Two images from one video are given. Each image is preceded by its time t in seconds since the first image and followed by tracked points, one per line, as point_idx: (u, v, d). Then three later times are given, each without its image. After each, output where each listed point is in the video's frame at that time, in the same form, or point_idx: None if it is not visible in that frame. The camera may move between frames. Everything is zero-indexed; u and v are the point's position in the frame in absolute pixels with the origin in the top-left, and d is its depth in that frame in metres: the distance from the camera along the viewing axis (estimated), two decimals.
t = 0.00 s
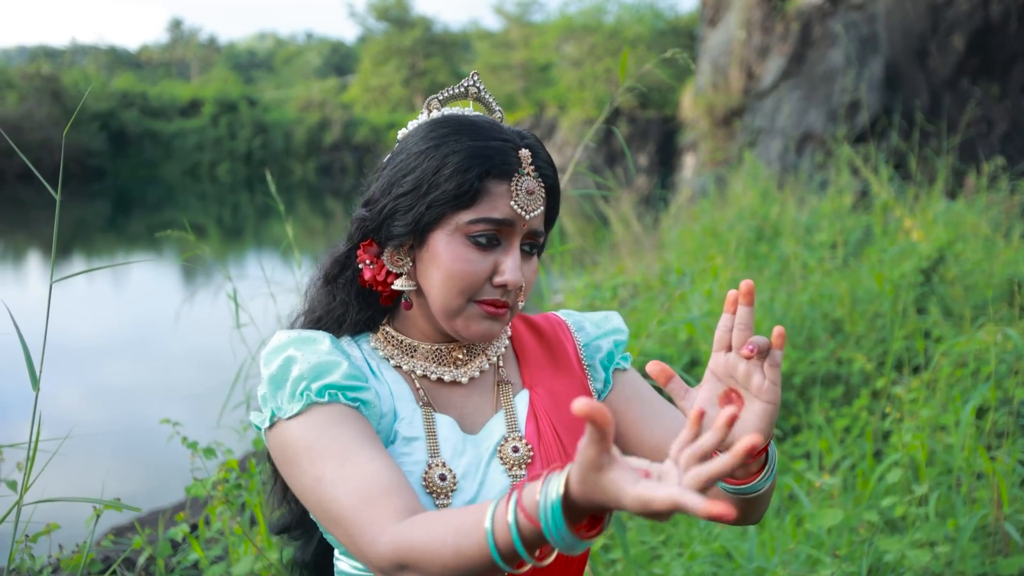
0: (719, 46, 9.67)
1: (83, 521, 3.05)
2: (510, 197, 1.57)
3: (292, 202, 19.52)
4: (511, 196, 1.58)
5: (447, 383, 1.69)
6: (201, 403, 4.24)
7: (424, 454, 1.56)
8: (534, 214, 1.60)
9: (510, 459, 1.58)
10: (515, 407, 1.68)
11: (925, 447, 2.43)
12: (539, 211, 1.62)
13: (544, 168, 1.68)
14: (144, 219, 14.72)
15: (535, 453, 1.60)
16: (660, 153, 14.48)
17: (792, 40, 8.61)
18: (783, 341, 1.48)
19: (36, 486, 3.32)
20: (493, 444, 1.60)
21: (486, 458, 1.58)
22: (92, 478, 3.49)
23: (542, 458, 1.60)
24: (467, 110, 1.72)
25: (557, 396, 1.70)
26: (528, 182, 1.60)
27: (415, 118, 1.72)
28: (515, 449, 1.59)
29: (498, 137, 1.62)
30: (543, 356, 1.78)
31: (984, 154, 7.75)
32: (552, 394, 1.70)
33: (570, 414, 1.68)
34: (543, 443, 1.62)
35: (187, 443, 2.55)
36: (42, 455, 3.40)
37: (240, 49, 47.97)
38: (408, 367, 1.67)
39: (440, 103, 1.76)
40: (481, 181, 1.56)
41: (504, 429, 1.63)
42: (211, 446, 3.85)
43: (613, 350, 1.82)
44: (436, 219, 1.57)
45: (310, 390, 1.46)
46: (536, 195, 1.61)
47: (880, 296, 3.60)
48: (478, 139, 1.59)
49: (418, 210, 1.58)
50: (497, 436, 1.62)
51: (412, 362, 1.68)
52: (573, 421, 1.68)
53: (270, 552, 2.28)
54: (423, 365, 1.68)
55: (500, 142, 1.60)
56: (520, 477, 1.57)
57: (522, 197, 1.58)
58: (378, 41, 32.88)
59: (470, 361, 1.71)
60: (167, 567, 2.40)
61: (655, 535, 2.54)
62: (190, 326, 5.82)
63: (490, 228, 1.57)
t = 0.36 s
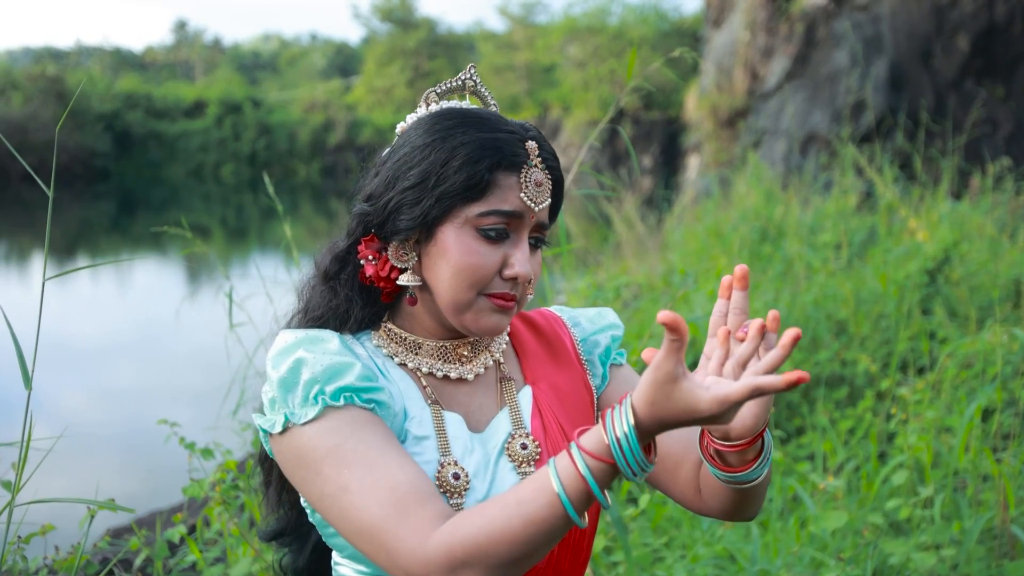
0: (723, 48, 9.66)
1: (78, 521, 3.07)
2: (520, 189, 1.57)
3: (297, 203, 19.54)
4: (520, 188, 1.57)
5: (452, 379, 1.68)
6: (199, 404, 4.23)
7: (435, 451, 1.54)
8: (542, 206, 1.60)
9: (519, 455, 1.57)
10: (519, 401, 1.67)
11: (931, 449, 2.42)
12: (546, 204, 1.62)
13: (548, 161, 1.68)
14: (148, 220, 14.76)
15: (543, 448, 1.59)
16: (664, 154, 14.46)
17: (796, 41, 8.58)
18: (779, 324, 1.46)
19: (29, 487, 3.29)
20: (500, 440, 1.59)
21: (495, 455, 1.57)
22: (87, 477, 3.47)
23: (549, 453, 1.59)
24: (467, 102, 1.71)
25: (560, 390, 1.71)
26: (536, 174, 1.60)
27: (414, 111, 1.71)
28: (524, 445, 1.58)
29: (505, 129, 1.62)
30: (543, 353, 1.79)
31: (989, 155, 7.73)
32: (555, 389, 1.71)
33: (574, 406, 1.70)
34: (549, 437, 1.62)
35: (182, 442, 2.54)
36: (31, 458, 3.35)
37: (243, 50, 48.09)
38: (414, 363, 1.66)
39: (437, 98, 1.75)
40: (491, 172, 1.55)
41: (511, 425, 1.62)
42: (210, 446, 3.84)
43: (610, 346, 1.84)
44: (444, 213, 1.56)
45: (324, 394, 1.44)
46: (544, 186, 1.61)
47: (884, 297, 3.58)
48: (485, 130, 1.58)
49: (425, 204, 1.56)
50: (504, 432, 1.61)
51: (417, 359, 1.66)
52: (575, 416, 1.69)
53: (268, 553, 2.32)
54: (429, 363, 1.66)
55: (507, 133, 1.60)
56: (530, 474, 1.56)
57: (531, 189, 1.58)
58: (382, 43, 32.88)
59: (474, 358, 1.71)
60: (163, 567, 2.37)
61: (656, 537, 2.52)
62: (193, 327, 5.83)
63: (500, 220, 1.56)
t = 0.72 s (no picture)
0: (725, 48, 9.65)
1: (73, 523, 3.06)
2: (532, 191, 1.56)
3: (298, 203, 19.55)
4: (532, 189, 1.56)
5: (457, 380, 1.67)
6: (197, 404, 4.22)
7: (439, 453, 1.53)
8: (553, 208, 1.59)
9: (525, 455, 1.57)
10: (524, 401, 1.67)
11: (933, 451, 2.41)
12: (556, 206, 1.62)
13: (558, 161, 1.67)
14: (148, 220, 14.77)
15: (547, 449, 1.59)
16: (665, 154, 14.46)
17: (798, 42, 8.57)
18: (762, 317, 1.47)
19: (26, 488, 3.28)
20: (505, 440, 1.59)
21: (500, 456, 1.56)
22: (85, 478, 3.46)
23: (555, 454, 1.59)
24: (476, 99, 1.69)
25: (564, 390, 1.71)
26: (547, 176, 1.59)
27: (421, 108, 1.69)
28: (530, 446, 1.58)
29: (517, 129, 1.60)
30: (546, 352, 1.79)
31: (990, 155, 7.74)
32: (559, 389, 1.71)
33: (579, 406, 1.70)
34: (555, 437, 1.62)
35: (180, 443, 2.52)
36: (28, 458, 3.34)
37: (244, 50, 48.12)
38: (418, 364, 1.65)
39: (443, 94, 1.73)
40: (502, 175, 1.54)
41: (515, 425, 1.62)
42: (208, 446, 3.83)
43: (611, 346, 1.83)
44: (454, 214, 1.54)
45: (329, 404, 1.43)
46: (555, 189, 1.60)
47: (886, 297, 3.57)
48: (497, 131, 1.57)
49: (436, 206, 1.54)
50: (508, 433, 1.60)
51: (422, 359, 1.65)
52: (580, 414, 1.69)
53: (265, 555, 2.32)
54: (433, 363, 1.65)
55: (519, 134, 1.58)
56: (536, 475, 1.56)
57: (543, 192, 1.57)
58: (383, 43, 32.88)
59: (478, 358, 1.70)
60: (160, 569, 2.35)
61: (657, 539, 2.51)
62: (194, 327, 5.83)
63: (511, 223, 1.55)
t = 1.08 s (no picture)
0: (726, 48, 9.65)
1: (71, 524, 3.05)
2: (536, 205, 1.55)
3: (298, 203, 19.59)
4: (537, 204, 1.55)
5: (460, 378, 1.66)
6: (197, 404, 4.22)
7: (442, 451, 1.52)
8: (557, 222, 1.58)
9: (528, 454, 1.56)
10: (526, 400, 1.66)
11: (936, 452, 2.40)
12: (561, 219, 1.60)
13: (566, 172, 1.65)
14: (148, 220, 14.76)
15: (551, 447, 1.59)
16: (666, 155, 14.45)
17: (799, 42, 8.56)
18: (769, 337, 1.52)
19: (24, 488, 3.27)
20: (508, 438, 1.58)
21: (504, 453, 1.56)
22: (84, 478, 3.45)
23: (559, 453, 1.58)
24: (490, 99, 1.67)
25: (569, 391, 1.70)
26: (554, 189, 1.57)
27: (431, 106, 1.66)
28: (533, 444, 1.57)
29: (526, 141, 1.58)
30: (549, 351, 1.78)
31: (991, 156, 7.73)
32: (563, 389, 1.70)
33: (584, 407, 1.69)
34: (558, 436, 1.61)
35: (179, 442, 2.51)
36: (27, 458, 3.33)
37: (245, 50, 48.15)
38: (421, 362, 1.64)
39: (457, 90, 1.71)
40: (508, 187, 1.53)
41: (518, 423, 1.61)
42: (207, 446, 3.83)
43: (615, 348, 1.83)
44: (456, 223, 1.53)
45: (329, 406, 1.42)
46: (561, 203, 1.59)
47: (888, 298, 3.57)
48: (506, 141, 1.55)
49: (438, 214, 1.53)
50: (511, 431, 1.59)
51: (425, 357, 1.65)
52: (585, 415, 1.68)
53: (265, 555, 2.31)
54: (436, 361, 1.65)
55: (528, 145, 1.56)
56: (540, 472, 1.55)
57: (548, 206, 1.55)
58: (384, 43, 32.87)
59: (481, 356, 1.69)
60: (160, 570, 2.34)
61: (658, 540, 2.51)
62: (193, 326, 5.82)
63: (514, 235, 1.54)
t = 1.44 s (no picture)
0: (725, 50, 9.67)
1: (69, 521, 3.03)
2: (526, 196, 1.55)
3: (298, 204, 19.61)
4: (526, 194, 1.56)
5: (455, 373, 1.67)
6: (197, 403, 4.23)
7: (436, 444, 1.53)
8: (548, 211, 1.59)
9: (522, 446, 1.56)
10: (521, 394, 1.66)
11: (933, 452, 2.41)
12: (552, 209, 1.61)
13: (555, 163, 1.65)
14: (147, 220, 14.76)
15: (545, 440, 1.59)
16: (666, 156, 14.46)
17: (799, 43, 8.57)
18: (758, 343, 1.57)
19: (23, 486, 3.27)
20: (502, 431, 1.59)
21: (497, 446, 1.56)
22: (83, 477, 3.46)
23: (553, 446, 1.59)
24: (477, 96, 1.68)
25: (563, 384, 1.71)
26: (542, 180, 1.58)
27: (420, 105, 1.67)
28: (527, 436, 1.58)
29: (512, 133, 1.58)
30: (544, 345, 1.78)
31: (991, 158, 7.74)
32: (559, 383, 1.71)
33: (579, 402, 1.69)
34: (552, 428, 1.61)
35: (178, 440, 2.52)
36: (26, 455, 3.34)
37: (245, 51, 48.26)
38: (416, 356, 1.65)
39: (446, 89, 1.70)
40: (497, 179, 1.53)
41: (512, 416, 1.61)
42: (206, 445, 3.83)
43: (609, 345, 1.83)
44: (449, 218, 1.54)
45: (326, 398, 1.42)
46: (551, 193, 1.59)
47: (887, 299, 3.58)
48: (493, 135, 1.55)
49: (430, 209, 1.54)
50: (506, 424, 1.60)
51: (420, 351, 1.66)
52: (579, 410, 1.69)
53: (264, 554, 2.31)
54: (430, 355, 1.65)
55: (515, 137, 1.57)
56: (533, 465, 1.56)
57: (537, 196, 1.56)
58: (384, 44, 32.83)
59: (475, 351, 1.70)
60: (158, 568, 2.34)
61: (656, 539, 2.51)
62: (194, 326, 5.82)
63: (505, 226, 1.55)
